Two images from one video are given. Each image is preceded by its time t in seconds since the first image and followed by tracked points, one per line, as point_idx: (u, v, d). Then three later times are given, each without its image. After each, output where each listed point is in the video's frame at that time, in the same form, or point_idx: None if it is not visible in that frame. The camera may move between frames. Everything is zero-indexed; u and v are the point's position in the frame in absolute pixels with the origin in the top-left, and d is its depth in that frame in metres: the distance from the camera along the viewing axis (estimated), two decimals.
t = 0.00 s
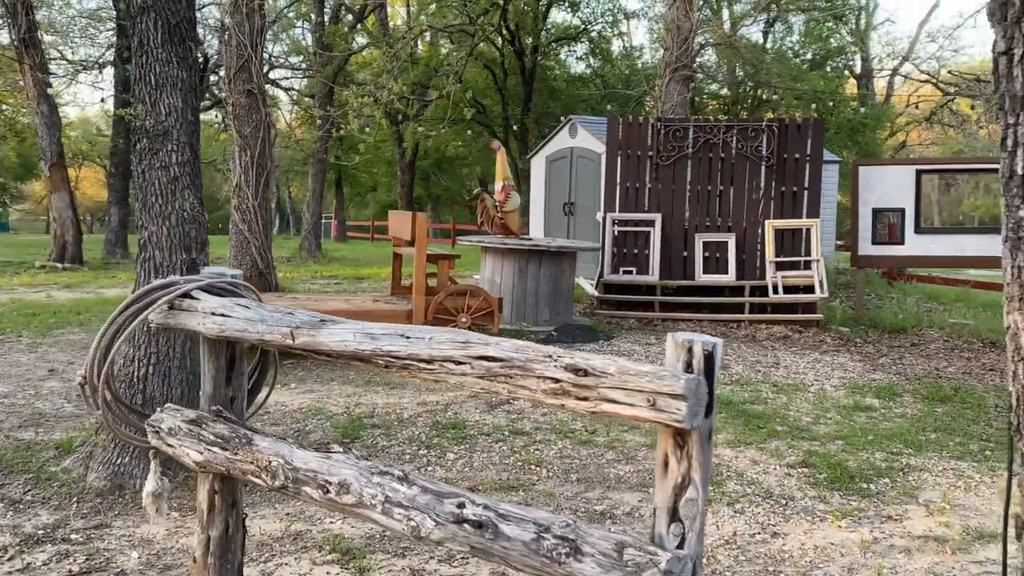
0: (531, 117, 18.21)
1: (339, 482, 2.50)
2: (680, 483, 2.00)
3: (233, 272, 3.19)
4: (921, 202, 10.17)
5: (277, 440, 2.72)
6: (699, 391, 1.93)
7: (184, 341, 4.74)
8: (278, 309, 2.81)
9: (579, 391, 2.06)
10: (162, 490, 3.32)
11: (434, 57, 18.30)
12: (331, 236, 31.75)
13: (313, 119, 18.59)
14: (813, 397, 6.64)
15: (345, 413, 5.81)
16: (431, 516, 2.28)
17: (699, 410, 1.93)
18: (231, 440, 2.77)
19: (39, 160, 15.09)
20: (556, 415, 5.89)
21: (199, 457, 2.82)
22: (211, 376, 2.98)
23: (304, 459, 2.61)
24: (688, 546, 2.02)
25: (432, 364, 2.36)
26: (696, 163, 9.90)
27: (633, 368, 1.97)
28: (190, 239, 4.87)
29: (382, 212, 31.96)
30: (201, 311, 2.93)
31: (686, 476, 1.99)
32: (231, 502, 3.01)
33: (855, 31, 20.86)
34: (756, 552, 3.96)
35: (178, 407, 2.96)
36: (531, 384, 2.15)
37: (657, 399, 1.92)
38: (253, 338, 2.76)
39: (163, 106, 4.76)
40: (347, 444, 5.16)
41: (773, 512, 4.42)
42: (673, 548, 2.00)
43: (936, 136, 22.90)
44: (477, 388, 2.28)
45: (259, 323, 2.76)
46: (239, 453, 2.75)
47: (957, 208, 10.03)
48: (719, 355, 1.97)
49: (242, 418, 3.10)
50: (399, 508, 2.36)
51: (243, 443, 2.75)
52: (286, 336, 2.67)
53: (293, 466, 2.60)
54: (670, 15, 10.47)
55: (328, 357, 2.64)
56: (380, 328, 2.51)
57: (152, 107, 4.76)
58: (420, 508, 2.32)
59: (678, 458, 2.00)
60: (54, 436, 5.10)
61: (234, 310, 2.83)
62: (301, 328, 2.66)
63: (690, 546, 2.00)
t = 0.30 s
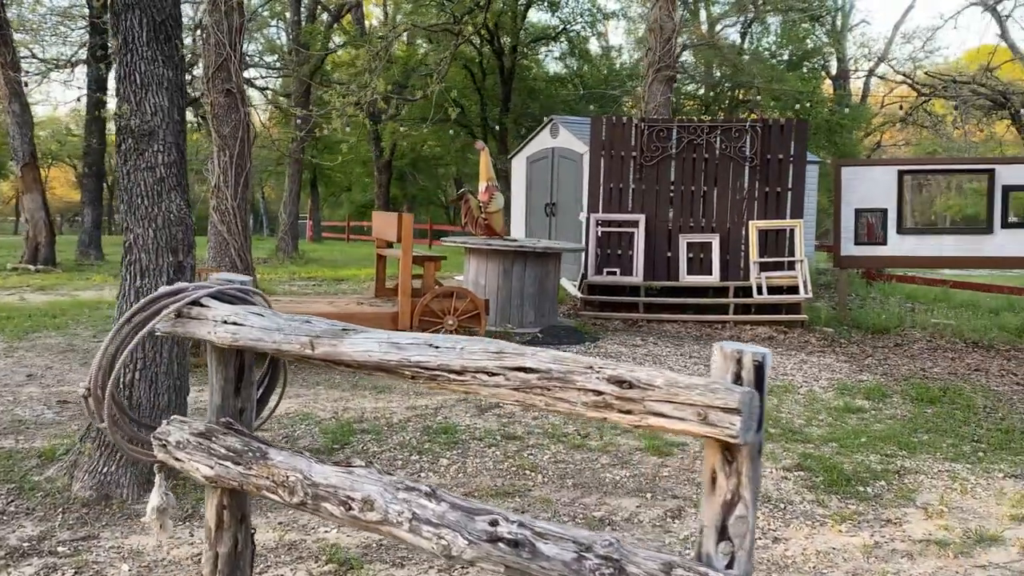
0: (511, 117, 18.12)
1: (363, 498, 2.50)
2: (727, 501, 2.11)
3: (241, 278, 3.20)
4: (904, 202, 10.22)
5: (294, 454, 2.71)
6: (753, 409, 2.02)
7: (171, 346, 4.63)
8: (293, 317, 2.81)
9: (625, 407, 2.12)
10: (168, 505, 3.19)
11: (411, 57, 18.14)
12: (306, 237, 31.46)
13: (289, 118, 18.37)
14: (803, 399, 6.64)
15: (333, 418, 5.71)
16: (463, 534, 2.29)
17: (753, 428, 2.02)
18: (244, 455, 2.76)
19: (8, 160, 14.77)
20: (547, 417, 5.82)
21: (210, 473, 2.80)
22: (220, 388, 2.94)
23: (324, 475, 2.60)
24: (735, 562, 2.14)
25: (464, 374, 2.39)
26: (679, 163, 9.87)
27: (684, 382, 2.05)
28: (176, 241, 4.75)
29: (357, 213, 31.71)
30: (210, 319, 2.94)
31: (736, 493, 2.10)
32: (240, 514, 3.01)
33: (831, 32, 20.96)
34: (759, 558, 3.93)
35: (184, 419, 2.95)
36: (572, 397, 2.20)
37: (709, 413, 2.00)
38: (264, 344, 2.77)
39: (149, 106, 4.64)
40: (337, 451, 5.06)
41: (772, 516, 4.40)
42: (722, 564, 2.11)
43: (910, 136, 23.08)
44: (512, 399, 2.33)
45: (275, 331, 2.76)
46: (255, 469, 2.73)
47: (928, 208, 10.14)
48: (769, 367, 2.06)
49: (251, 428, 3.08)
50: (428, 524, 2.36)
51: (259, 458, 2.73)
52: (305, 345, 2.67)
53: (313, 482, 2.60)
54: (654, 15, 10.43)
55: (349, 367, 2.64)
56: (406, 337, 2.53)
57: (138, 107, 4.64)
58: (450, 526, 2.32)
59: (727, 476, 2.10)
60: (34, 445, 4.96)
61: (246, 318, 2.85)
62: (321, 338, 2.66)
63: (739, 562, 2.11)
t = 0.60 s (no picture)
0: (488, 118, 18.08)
1: (410, 510, 2.46)
2: (801, 514, 2.06)
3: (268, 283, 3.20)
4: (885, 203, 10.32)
5: (332, 464, 2.68)
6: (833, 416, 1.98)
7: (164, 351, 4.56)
8: (330, 323, 2.78)
9: (699, 416, 2.08)
10: (191, 518, 3.20)
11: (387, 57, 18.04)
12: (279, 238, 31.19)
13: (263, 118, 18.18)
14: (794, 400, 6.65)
15: (324, 422, 5.62)
16: (519, 547, 2.24)
17: (832, 437, 1.98)
18: (279, 466, 2.75)
19: None
20: (541, 420, 5.78)
21: (241, 484, 2.82)
22: (248, 396, 2.95)
23: (366, 486, 2.57)
24: None
25: (519, 382, 2.34)
26: (663, 165, 9.87)
27: (761, 391, 2.01)
28: (169, 243, 4.66)
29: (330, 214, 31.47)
30: (241, 325, 2.90)
31: (810, 504, 2.04)
32: (267, 525, 3.01)
33: (805, 34, 21.13)
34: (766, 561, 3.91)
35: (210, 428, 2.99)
36: (636, 405, 2.17)
37: (787, 421, 1.97)
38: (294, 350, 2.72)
39: (141, 105, 4.55)
40: (332, 456, 4.98)
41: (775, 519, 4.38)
42: None
43: (882, 137, 23.35)
44: (570, 407, 2.28)
45: (313, 337, 2.72)
46: (292, 479, 2.71)
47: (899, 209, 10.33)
48: (843, 375, 2.03)
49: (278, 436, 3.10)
50: (481, 536, 2.32)
51: (295, 468, 2.71)
52: (343, 351, 2.63)
53: (355, 493, 2.57)
54: (636, 16, 10.43)
55: (392, 372, 2.60)
56: (456, 343, 2.48)
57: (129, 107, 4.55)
58: (504, 538, 2.27)
59: (801, 487, 2.06)
60: (21, 451, 4.84)
61: (283, 324, 2.80)
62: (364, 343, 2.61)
63: None
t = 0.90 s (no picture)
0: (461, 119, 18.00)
1: (461, 523, 2.49)
2: (878, 523, 2.07)
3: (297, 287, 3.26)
4: (861, 204, 10.41)
5: (373, 477, 2.73)
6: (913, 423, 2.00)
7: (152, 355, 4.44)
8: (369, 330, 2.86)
9: (776, 426, 2.12)
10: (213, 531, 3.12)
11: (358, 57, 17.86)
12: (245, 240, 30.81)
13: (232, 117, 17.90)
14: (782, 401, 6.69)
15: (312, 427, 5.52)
16: (580, 561, 2.27)
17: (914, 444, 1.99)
18: (318, 480, 2.79)
19: None
20: (533, 423, 5.73)
21: (274, 496, 2.85)
22: (277, 405, 3.04)
23: (412, 499, 2.61)
24: None
25: (580, 391, 2.40)
26: (643, 166, 9.87)
27: (844, 400, 2.04)
28: (157, 245, 4.51)
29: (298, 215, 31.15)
30: (276, 331, 2.97)
31: (889, 515, 2.06)
32: (296, 539, 3.12)
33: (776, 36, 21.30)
34: (771, 564, 3.89)
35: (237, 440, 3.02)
36: (708, 414, 2.22)
37: (869, 432, 2.00)
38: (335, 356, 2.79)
39: (128, 104, 4.43)
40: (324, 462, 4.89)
41: (776, 522, 4.37)
42: None
43: (849, 139, 23.61)
44: (633, 416, 2.34)
45: (356, 344, 2.79)
46: (332, 493, 2.75)
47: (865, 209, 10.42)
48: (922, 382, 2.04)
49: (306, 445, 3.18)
50: (539, 549, 2.35)
51: (335, 482, 2.75)
52: (388, 358, 2.70)
53: (400, 507, 2.61)
54: (615, 17, 10.43)
55: (440, 380, 2.66)
56: (511, 351, 2.55)
57: (115, 106, 4.42)
58: (564, 553, 2.31)
59: (878, 496, 2.07)
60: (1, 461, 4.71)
61: (322, 330, 2.88)
62: (411, 352, 2.68)
63: None
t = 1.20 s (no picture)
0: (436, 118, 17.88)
1: (506, 543, 2.52)
2: (951, 538, 2.13)
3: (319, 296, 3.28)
4: (841, 204, 10.47)
5: (409, 495, 2.74)
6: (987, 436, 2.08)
7: (137, 363, 4.27)
8: (403, 341, 2.85)
9: (846, 441, 2.17)
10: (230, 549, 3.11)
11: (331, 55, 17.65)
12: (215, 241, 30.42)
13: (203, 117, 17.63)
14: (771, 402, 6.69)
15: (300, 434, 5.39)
16: None
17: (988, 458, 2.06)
18: (349, 499, 2.79)
19: None
20: (525, 428, 5.67)
21: (302, 515, 2.85)
22: (300, 418, 3.05)
23: (451, 518, 2.63)
24: None
25: (634, 404, 2.43)
26: (625, 167, 9.88)
27: (918, 413, 2.10)
28: (143, 249, 4.33)
29: (269, 216, 30.82)
30: (302, 343, 2.97)
31: (960, 530, 2.12)
32: (319, 558, 3.15)
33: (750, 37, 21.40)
34: (776, 568, 3.85)
35: (260, 456, 3.02)
36: (773, 428, 2.26)
37: (945, 447, 2.05)
38: (366, 366, 2.81)
39: (111, 104, 4.28)
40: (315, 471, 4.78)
41: (776, 525, 4.34)
42: None
43: (821, 139, 23.79)
44: (691, 430, 2.38)
45: (390, 356, 2.80)
46: (364, 512, 2.76)
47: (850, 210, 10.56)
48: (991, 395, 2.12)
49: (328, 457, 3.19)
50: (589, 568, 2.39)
51: (368, 500, 2.76)
52: (427, 372, 2.71)
53: (441, 526, 2.63)
54: (595, 17, 10.41)
55: (480, 393, 2.67)
56: (558, 363, 2.57)
57: (98, 105, 4.26)
58: (618, 572, 2.36)
59: (950, 509, 2.14)
60: None
61: (352, 341, 2.88)
62: (451, 364, 2.68)
63: None
